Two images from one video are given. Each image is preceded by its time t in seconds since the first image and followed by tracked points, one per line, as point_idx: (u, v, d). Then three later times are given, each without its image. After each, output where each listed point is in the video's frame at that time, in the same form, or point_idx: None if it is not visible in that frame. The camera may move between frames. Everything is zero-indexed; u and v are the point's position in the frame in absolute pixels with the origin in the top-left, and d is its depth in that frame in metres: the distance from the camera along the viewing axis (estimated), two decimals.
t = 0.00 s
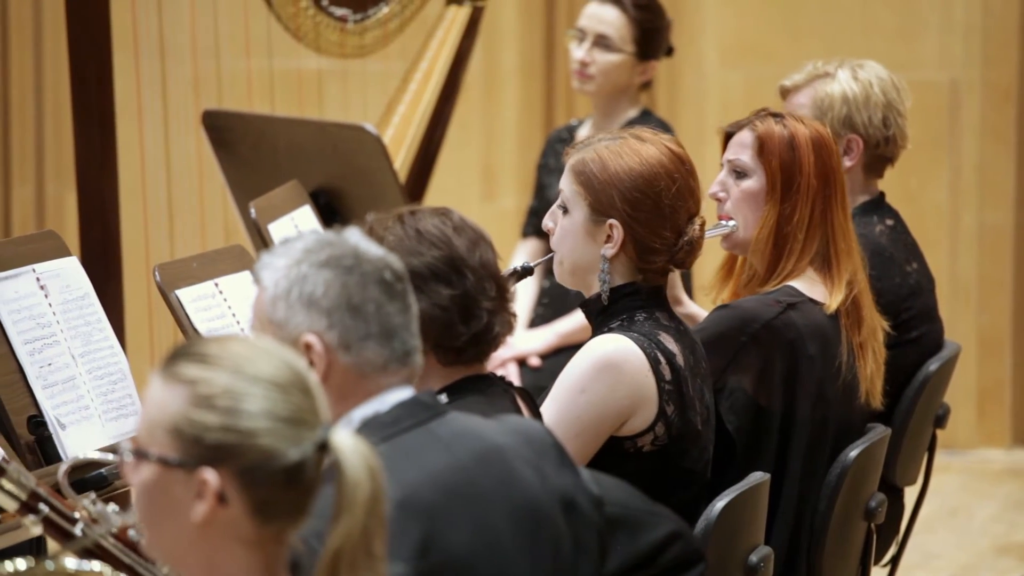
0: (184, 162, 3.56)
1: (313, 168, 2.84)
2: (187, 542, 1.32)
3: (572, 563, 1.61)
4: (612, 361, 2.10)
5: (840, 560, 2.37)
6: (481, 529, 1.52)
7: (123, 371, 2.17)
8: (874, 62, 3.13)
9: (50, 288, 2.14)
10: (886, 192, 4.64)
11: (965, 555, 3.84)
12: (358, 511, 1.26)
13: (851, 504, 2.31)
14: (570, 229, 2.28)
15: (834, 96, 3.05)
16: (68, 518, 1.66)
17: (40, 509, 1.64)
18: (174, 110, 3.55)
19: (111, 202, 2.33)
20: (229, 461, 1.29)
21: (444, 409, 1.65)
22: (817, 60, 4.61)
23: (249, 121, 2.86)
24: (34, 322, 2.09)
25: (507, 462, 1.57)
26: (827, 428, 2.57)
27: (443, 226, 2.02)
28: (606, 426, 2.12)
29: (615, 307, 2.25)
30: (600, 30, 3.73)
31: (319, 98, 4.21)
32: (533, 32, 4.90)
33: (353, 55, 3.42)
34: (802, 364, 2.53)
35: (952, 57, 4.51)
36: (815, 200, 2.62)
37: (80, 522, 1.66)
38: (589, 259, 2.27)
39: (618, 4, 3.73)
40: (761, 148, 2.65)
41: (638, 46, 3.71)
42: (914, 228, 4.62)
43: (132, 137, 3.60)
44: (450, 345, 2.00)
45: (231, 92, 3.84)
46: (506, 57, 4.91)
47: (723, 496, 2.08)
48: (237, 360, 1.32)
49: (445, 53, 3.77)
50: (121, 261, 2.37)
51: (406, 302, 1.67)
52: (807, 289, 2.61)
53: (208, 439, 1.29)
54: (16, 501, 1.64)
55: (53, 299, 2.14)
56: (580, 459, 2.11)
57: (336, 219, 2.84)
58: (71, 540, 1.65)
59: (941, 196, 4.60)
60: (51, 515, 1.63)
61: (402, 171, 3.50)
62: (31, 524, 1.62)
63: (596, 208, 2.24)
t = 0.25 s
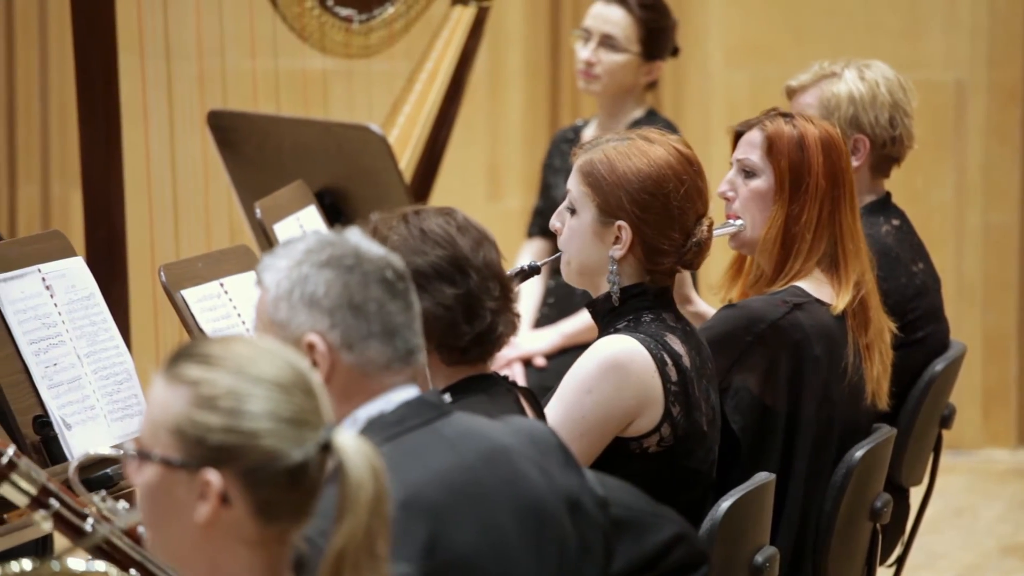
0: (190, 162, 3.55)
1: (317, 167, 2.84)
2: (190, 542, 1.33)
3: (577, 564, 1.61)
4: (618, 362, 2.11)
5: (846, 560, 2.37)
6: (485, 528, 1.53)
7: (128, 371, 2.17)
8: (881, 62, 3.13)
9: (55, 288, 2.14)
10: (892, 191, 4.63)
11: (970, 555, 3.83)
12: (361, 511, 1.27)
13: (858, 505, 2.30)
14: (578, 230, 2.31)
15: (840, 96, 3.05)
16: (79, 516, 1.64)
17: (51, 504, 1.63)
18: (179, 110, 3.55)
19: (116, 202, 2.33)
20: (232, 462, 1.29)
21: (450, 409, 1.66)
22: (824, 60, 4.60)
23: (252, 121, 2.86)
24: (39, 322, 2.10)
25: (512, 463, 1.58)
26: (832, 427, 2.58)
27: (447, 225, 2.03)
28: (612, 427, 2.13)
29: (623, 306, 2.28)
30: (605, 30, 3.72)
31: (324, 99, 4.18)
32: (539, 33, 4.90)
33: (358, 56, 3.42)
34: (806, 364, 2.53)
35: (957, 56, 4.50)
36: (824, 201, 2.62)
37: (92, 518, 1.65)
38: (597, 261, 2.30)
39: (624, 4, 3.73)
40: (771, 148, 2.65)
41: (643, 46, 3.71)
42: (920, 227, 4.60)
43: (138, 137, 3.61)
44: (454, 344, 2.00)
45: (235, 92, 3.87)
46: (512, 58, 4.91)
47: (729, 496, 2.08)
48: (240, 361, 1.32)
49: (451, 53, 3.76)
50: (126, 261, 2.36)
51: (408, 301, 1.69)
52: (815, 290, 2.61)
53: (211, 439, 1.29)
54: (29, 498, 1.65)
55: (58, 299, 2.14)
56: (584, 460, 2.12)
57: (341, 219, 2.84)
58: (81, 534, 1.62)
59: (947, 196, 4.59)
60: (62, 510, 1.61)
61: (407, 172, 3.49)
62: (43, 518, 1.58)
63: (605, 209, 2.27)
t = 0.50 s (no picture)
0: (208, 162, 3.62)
1: (338, 169, 2.85)
2: (209, 544, 1.34)
3: (597, 566, 1.62)
4: (639, 366, 2.14)
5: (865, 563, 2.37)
6: (504, 530, 1.54)
7: (148, 373, 2.18)
8: (899, 64, 3.11)
9: (76, 290, 2.15)
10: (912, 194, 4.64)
11: (992, 559, 3.82)
12: (377, 515, 1.27)
13: (878, 508, 2.30)
14: (596, 234, 2.31)
15: (858, 99, 3.04)
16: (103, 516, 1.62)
17: (75, 505, 1.61)
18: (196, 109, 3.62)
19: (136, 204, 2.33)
20: (248, 466, 1.31)
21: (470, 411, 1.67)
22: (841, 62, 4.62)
23: (271, 123, 2.84)
24: (59, 324, 2.10)
25: (532, 464, 1.58)
26: (851, 427, 2.58)
27: (463, 227, 2.04)
28: (633, 432, 2.15)
29: (644, 309, 2.28)
30: (624, 32, 3.72)
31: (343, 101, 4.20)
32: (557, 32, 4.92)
33: (377, 58, 3.42)
34: (822, 366, 2.53)
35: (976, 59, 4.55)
36: (840, 202, 2.62)
37: (116, 519, 1.61)
38: (616, 265, 2.30)
39: (642, 6, 3.72)
40: (787, 151, 2.64)
41: (662, 48, 3.70)
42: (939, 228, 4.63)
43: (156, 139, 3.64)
44: (468, 344, 2.01)
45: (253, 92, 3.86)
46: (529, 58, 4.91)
47: (749, 499, 2.09)
48: (253, 364, 1.33)
49: (470, 55, 3.71)
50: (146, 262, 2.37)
51: (423, 303, 1.69)
52: (833, 292, 2.61)
53: (228, 444, 1.31)
54: (54, 498, 1.62)
55: (78, 301, 2.15)
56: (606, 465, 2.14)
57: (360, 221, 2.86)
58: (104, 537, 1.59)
59: (967, 197, 4.63)
60: (84, 510, 1.59)
61: (425, 173, 3.55)
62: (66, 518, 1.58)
63: (624, 213, 2.27)
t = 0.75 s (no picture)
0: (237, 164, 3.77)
1: (366, 171, 2.84)
2: (236, 548, 1.34)
3: (623, 565, 1.63)
4: (669, 368, 2.15)
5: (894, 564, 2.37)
6: (531, 531, 1.54)
7: (177, 375, 2.19)
8: (926, 65, 3.11)
9: (105, 292, 2.16)
10: (940, 196, 4.68)
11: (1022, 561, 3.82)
12: (402, 515, 1.29)
13: (906, 510, 2.30)
14: (621, 237, 2.31)
15: (886, 100, 3.03)
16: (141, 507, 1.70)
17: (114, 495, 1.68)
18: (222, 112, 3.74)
19: (166, 206, 2.33)
20: (275, 469, 1.31)
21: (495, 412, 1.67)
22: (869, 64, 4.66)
23: (299, 125, 2.83)
24: (88, 326, 2.11)
25: (557, 465, 1.59)
26: (877, 426, 2.58)
27: (484, 227, 2.03)
28: (662, 434, 2.18)
29: (671, 312, 2.29)
30: (651, 34, 3.69)
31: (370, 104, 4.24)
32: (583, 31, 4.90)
33: (405, 60, 3.42)
34: (846, 366, 2.52)
35: (1005, 60, 4.58)
36: (861, 202, 2.61)
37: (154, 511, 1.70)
38: (642, 268, 2.30)
39: (670, 8, 3.70)
40: (806, 152, 2.64)
41: (690, 51, 3.67)
42: (970, 231, 4.66)
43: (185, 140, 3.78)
44: (490, 342, 1.97)
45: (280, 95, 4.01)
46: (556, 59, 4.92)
47: (777, 501, 2.09)
48: (278, 367, 1.34)
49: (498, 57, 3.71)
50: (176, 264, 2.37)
51: (451, 307, 1.70)
52: (856, 292, 2.60)
53: (254, 447, 1.31)
54: (93, 487, 1.69)
55: (107, 302, 2.15)
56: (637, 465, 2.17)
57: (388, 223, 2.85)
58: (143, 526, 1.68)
59: (997, 202, 4.66)
60: (124, 500, 1.67)
61: (454, 176, 3.56)
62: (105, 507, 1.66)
63: (650, 215, 2.27)
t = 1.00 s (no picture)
0: (263, 161, 3.92)
1: (391, 172, 2.83)
2: (262, 549, 1.35)
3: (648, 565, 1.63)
4: (697, 370, 2.16)
5: (923, 566, 2.37)
6: (557, 532, 1.55)
7: (203, 376, 2.19)
8: (953, 66, 3.08)
9: (132, 293, 2.16)
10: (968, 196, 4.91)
11: None
12: (429, 516, 1.29)
13: (934, 511, 2.30)
14: (643, 241, 2.30)
15: (910, 100, 3.03)
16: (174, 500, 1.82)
17: (148, 489, 1.80)
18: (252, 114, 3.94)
19: (193, 207, 2.33)
20: (302, 469, 1.32)
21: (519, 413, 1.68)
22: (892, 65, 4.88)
23: (325, 126, 2.84)
24: (116, 327, 2.12)
25: (582, 466, 1.59)
26: (898, 426, 2.57)
27: (503, 228, 2.01)
28: (692, 437, 2.19)
29: (696, 313, 2.29)
30: (678, 35, 3.67)
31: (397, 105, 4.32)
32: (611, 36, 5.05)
33: (432, 61, 3.42)
34: (868, 365, 2.51)
35: None
36: (876, 199, 2.61)
37: (187, 506, 1.82)
38: (666, 269, 2.30)
39: (696, 9, 3.68)
40: (818, 153, 2.63)
41: (716, 51, 3.65)
42: (994, 230, 4.90)
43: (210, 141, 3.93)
44: (512, 339, 1.95)
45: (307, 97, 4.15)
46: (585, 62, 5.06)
47: (804, 502, 2.09)
48: (305, 368, 1.35)
49: (524, 58, 3.72)
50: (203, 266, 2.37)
51: (475, 307, 1.71)
52: (874, 289, 2.59)
53: (281, 448, 1.32)
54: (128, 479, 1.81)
55: (134, 303, 2.16)
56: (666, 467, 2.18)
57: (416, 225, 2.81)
58: (176, 520, 1.80)
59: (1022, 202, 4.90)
60: (158, 495, 1.79)
61: (480, 178, 3.55)
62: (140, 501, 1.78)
63: (671, 215, 2.27)
